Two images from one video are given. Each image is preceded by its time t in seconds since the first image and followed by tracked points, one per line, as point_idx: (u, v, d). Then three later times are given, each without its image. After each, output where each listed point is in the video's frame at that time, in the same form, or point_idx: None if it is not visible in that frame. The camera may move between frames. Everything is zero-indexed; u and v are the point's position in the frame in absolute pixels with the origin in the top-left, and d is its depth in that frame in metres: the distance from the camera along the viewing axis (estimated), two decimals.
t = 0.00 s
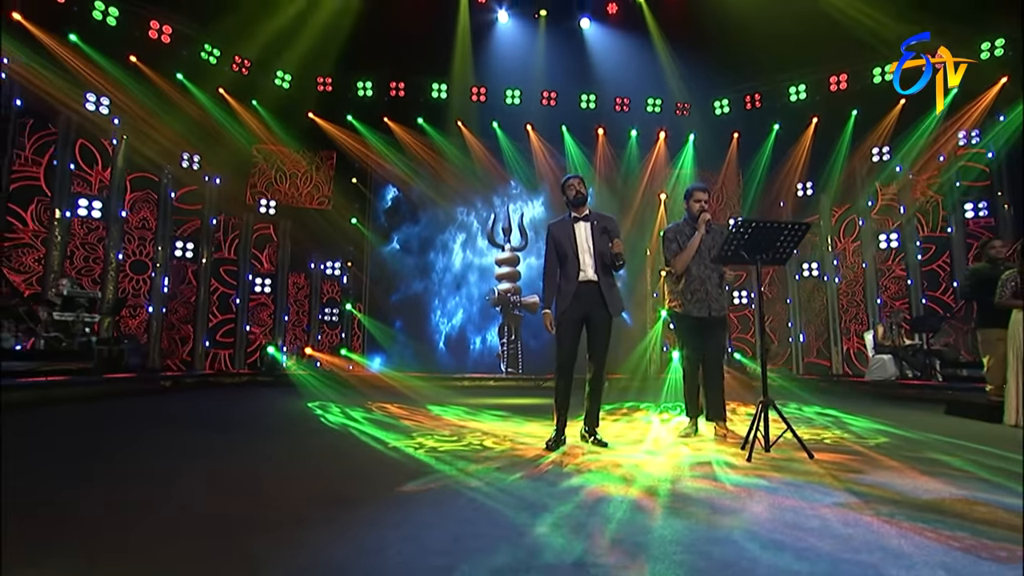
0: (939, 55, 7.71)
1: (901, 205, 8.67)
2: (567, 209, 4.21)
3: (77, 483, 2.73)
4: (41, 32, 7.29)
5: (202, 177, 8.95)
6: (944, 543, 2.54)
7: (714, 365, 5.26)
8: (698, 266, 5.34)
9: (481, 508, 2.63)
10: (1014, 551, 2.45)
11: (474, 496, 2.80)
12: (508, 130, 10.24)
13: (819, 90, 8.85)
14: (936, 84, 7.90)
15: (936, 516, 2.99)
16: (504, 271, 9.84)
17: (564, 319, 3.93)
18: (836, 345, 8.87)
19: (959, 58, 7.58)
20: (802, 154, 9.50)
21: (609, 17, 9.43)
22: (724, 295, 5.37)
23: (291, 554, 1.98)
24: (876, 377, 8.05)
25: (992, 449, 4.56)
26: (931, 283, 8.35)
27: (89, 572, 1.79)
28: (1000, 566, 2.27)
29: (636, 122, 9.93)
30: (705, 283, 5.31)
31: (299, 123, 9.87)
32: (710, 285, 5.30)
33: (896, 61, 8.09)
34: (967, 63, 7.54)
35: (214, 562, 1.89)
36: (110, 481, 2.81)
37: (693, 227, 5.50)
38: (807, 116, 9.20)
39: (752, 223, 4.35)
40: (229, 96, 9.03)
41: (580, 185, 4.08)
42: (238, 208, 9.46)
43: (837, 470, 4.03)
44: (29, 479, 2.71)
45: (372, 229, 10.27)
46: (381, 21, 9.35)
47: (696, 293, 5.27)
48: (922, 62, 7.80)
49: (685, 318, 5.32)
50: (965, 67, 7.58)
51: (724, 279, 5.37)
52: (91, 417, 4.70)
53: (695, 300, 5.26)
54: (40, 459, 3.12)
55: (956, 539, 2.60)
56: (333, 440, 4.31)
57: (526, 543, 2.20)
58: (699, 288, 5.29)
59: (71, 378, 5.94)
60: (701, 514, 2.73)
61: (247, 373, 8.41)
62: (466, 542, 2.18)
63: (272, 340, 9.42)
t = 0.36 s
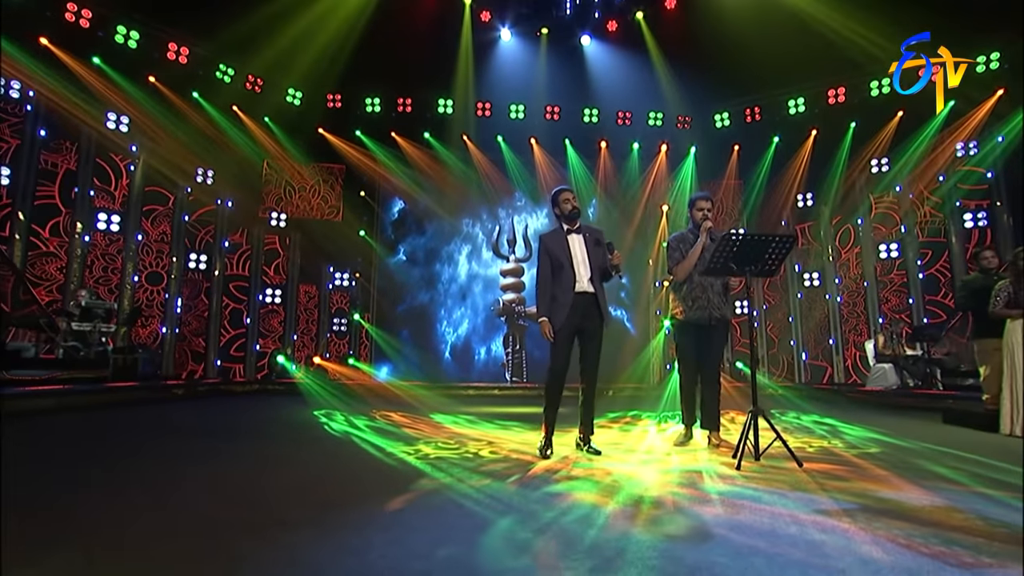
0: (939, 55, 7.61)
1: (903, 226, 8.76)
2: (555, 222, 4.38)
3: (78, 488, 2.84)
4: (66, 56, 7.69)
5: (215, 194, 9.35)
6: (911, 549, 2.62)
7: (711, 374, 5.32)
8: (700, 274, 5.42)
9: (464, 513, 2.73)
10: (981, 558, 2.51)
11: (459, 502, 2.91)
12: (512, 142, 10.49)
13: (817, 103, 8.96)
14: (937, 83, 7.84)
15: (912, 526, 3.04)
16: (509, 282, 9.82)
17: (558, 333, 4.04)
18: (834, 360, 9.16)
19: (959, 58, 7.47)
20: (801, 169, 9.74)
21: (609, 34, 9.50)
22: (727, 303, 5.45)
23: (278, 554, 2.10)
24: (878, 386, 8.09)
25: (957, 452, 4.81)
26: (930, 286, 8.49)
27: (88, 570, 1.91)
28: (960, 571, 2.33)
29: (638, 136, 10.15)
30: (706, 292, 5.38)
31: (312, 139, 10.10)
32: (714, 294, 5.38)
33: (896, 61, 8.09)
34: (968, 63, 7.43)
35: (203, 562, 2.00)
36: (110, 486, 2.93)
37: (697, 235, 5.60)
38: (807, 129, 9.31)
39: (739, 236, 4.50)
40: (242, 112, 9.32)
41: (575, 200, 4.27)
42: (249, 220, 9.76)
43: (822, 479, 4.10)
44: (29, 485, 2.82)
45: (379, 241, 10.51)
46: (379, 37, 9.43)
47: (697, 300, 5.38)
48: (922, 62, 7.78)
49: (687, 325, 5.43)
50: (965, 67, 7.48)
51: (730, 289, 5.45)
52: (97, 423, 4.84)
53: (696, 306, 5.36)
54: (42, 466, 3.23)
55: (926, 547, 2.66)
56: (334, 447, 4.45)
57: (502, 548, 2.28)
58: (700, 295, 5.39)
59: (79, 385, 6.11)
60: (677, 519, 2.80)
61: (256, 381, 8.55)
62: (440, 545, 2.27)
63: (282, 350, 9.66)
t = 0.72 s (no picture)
0: (939, 55, 7.71)
1: (904, 241, 8.91)
2: (542, 232, 4.55)
3: (83, 494, 3.01)
4: (87, 78, 8.07)
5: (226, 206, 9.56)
6: (880, 554, 2.69)
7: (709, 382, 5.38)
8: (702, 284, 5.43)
9: (447, 520, 2.82)
10: (948, 563, 2.58)
11: (444, 509, 3.00)
12: (515, 155, 10.68)
13: (816, 115, 9.14)
14: (936, 88, 7.87)
15: (888, 533, 3.10)
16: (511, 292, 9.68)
17: (546, 346, 4.18)
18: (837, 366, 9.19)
19: (960, 58, 7.60)
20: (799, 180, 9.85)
21: (609, 49, 9.79)
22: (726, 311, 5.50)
23: (267, 556, 2.22)
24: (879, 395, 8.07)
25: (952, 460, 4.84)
26: (930, 289, 8.64)
27: (89, 570, 2.04)
28: (922, 573, 2.41)
29: (639, 148, 10.35)
30: (706, 301, 5.42)
31: (320, 152, 10.38)
32: (714, 304, 5.42)
33: (897, 61, 8.16)
34: (968, 63, 7.55)
35: (194, 562, 2.14)
36: (113, 493, 3.09)
37: (698, 243, 5.54)
38: (806, 139, 9.44)
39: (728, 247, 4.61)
40: (253, 129, 9.62)
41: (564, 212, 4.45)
42: (259, 231, 10.09)
43: (808, 487, 4.15)
44: (26, 494, 2.93)
45: (385, 252, 10.65)
46: (385, 49, 9.74)
47: (698, 308, 5.41)
48: (922, 62, 7.87)
49: (687, 334, 5.45)
50: (965, 67, 7.59)
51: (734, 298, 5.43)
52: (103, 431, 5.01)
53: (696, 314, 5.38)
54: (42, 475, 3.35)
55: (897, 553, 2.73)
56: (330, 455, 4.57)
57: (481, 551, 2.37)
58: (700, 304, 5.41)
59: (86, 394, 6.26)
60: (655, 523, 2.89)
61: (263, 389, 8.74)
62: (421, 549, 2.37)
63: (291, 358, 9.84)
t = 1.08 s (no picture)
0: (939, 55, 7.73)
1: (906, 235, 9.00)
2: (532, 241, 4.73)
3: (92, 497, 3.22)
4: (106, 96, 8.44)
5: (234, 217, 9.80)
6: (852, 560, 2.76)
7: (705, 389, 5.32)
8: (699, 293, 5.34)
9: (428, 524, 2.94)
10: (913, 570, 2.66)
11: (427, 514, 3.14)
12: (519, 168, 10.94)
13: (813, 125, 9.31)
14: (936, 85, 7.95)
15: (864, 540, 3.17)
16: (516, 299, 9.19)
17: (533, 353, 4.35)
18: (837, 366, 9.32)
19: (959, 58, 7.63)
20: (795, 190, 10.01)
21: (608, 63, 10.09)
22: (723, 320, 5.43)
23: (252, 557, 2.37)
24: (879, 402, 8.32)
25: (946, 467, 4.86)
26: (928, 295, 8.68)
27: (84, 570, 2.21)
28: None
29: (640, 158, 10.63)
30: (702, 311, 5.33)
31: (327, 164, 10.65)
32: (709, 314, 5.33)
33: (896, 61, 8.18)
34: (968, 63, 7.59)
35: (183, 561, 2.31)
36: (119, 495, 3.30)
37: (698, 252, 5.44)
38: (803, 149, 9.62)
39: (714, 258, 4.65)
40: (263, 142, 9.95)
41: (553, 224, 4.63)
42: (269, 240, 10.23)
43: (794, 493, 4.21)
44: (27, 499, 3.09)
45: (390, 262, 10.91)
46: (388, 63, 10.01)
47: (694, 317, 5.32)
48: (922, 63, 7.91)
49: (682, 343, 5.37)
50: (965, 68, 7.64)
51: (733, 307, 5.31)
52: (116, 436, 5.26)
53: (692, 324, 5.30)
54: (45, 480, 3.53)
55: (866, 559, 2.81)
56: (328, 462, 4.73)
57: (454, 555, 2.50)
58: (696, 313, 5.33)
59: (89, 402, 6.30)
60: (632, 527, 3.00)
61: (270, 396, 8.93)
62: (396, 551, 2.50)
63: (297, 364, 10.05)
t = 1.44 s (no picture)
0: (939, 55, 7.84)
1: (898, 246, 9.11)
2: (526, 252, 4.88)
3: (101, 497, 3.43)
4: (121, 113, 8.75)
5: (243, 229, 9.97)
6: (824, 567, 2.76)
7: (698, 395, 5.27)
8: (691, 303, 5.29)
9: (410, 532, 3.03)
10: None
11: (410, 522, 3.21)
12: (520, 178, 11.17)
13: (812, 136, 9.56)
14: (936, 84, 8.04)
15: (840, 546, 3.17)
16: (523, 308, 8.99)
17: (524, 362, 4.49)
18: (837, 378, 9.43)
19: (959, 58, 7.72)
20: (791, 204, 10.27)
21: (607, 76, 10.29)
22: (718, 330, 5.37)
23: (240, 561, 2.50)
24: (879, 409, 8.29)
25: (940, 478, 4.84)
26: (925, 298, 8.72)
27: (85, 564, 2.40)
28: None
29: (641, 168, 10.88)
30: (695, 320, 5.28)
31: (334, 176, 10.92)
32: (701, 323, 5.27)
33: (896, 61, 8.26)
34: (968, 63, 7.71)
35: (175, 562, 2.47)
36: (126, 496, 3.50)
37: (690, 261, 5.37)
38: (801, 159, 9.87)
39: (700, 270, 4.69)
40: (271, 155, 10.23)
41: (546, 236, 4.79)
42: (275, 252, 10.40)
43: (781, 501, 4.19)
44: (29, 502, 3.23)
45: (395, 271, 11.11)
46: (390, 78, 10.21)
47: (687, 325, 5.26)
48: (923, 63, 8.00)
49: (675, 353, 5.29)
50: (964, 67, 7.76)
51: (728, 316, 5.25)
52: (129, 441, 5.51)
53: (686, 333, 5.24)
54: (46, 483, 3.67)
55: (838, 566, 2.81)
56: (326, 469, 4.85)
57: (431, 558, 2.63)
58: (689, 322, 5.27)
59: (85, 409, 6.31)
60: (608, 533, 3.07)
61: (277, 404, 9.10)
62: (373, 556, 2.63)
63: (303, 372, 10.16)
